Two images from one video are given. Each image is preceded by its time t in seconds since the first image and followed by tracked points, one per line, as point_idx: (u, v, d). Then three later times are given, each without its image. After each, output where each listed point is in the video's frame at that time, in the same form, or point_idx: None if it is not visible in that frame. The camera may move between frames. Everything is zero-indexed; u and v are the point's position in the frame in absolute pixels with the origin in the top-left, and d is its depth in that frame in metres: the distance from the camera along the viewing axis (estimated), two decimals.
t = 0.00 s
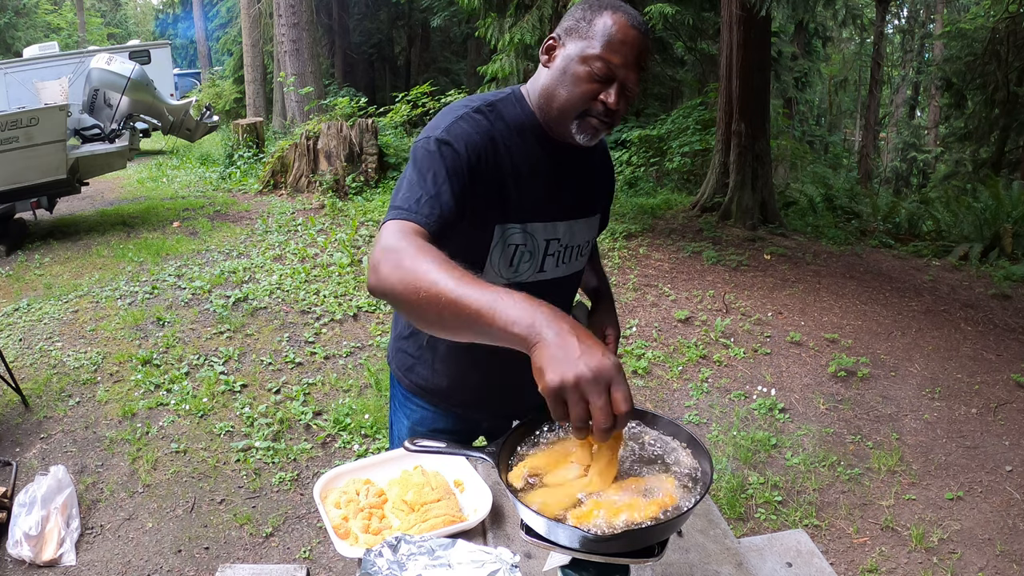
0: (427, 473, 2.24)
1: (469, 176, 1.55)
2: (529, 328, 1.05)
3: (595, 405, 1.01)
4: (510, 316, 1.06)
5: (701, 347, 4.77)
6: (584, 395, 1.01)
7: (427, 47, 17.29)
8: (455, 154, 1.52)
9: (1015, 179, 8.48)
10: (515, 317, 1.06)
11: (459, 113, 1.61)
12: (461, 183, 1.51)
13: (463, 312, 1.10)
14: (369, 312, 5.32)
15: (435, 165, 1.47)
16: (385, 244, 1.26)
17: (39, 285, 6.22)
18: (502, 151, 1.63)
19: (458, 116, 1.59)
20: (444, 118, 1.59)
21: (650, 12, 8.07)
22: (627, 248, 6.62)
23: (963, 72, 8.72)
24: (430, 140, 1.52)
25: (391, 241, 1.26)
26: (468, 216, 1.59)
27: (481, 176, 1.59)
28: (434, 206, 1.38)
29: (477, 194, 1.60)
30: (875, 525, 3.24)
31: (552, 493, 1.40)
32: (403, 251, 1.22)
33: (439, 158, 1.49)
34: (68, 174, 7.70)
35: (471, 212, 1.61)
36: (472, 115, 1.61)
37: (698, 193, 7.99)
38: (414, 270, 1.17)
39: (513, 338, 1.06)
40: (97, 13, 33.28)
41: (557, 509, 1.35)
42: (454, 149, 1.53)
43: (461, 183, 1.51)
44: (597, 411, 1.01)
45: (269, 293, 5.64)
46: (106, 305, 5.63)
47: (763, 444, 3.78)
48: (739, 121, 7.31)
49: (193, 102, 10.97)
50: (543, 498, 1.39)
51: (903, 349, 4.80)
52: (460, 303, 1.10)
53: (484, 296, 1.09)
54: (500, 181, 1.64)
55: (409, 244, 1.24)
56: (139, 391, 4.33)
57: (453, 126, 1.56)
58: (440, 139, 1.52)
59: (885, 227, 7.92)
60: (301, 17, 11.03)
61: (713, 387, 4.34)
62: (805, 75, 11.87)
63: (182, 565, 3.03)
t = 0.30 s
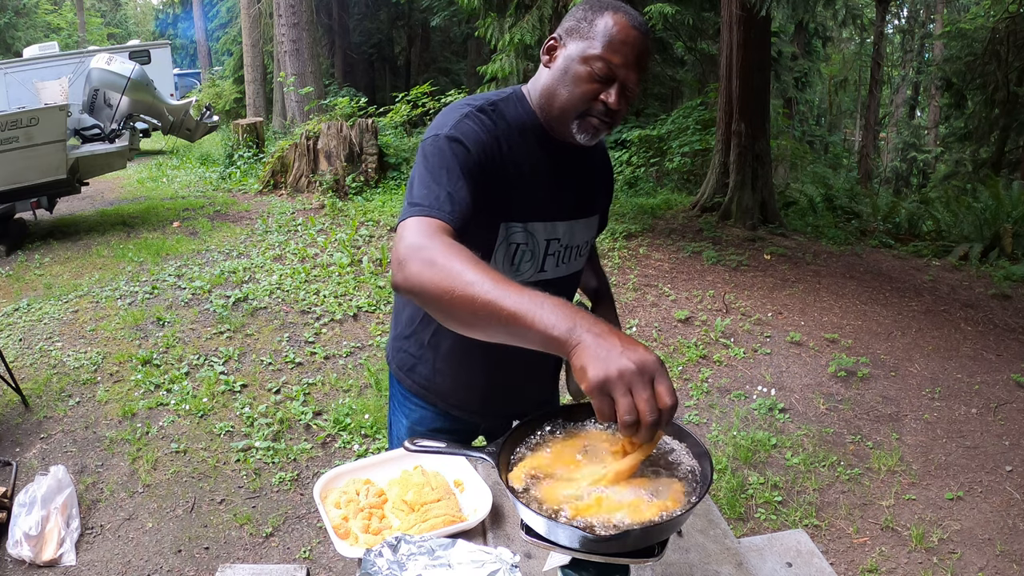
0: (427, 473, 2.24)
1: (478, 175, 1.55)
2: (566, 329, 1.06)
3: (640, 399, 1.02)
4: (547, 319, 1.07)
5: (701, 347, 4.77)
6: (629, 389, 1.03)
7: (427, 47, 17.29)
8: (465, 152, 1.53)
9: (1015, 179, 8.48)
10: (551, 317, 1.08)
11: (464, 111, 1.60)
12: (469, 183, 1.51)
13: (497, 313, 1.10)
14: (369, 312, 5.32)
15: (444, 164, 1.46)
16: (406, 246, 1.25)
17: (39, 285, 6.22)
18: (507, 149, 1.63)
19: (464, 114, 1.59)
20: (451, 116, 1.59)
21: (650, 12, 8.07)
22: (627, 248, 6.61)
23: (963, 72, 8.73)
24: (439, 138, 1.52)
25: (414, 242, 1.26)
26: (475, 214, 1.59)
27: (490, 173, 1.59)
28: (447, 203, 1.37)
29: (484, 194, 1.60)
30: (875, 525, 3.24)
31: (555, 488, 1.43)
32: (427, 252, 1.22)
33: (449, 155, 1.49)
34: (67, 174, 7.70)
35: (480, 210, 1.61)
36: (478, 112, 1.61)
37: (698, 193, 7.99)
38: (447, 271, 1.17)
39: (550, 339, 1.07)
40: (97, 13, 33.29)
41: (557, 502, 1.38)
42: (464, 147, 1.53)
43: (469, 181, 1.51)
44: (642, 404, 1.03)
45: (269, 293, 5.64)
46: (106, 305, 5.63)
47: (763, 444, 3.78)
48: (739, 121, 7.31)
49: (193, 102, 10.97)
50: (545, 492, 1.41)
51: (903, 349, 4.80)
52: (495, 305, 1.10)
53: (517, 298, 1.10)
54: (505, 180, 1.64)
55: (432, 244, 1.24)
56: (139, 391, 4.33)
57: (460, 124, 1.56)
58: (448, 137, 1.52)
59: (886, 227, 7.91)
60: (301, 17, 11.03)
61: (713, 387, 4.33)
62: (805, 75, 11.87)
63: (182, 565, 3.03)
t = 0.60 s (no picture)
0: (427, 473, 2.24)
1: (483, 175, 1.56)
2: (583, 339, 1.07)
3: (657, 408, 1.05)
4: (563, 327, 1.08)
5: (701, 347, 4.77)
6: (646, 399, 1.05)
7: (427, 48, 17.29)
8: (468, 151, 1.53)
9: (1015, 179, 8.48)
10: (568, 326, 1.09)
11: (467, 111, 1.60)
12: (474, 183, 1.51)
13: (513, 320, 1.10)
14: (368, 312, 5.32)
15: (450, 163, 1.46)
16: (414, 246, 1.24)
17: (38, 285, 6.22)
18: (510, 148, 1.63)
19: (467, 114, 1.59)
20: (455, 115, 1.59)
21: (650, 12, 8.07)
22: (627, 248, 6.61)
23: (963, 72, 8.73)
24: (444, 137, 1.52)
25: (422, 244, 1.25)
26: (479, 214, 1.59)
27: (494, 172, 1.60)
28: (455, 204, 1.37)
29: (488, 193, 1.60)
30: (875, 525, 3.24)
31: (557, 488, 1.43)
32: (436, 252, 1.21)
33: (455, 154, 1.49)
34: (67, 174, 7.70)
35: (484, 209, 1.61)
36: (481, 111, 1.61)
37: (699, 193, 7.99)
38: (460, 274, 1.16)
39: (568, 348, 1.07)
40: (97, 13, 33.28)
41: (559, 497, 1.40)
42: (468, 146, 1.53)
43: (473, 181, 1.51)
44: (659, 413, 1.06)
45: (269, 293, 5.64)
46: (106, 305, 5.63)
47: (763, 444, 3.78)
48: (739, 121, 7.31)
49: (193, 102, 10.97)
50: (548, 486, 1.44)
51: (903, 349, 4.80)
52: (511, 310, 1.10)
53: (534, 305, 1.10)
54: (508, 181, 1.64)
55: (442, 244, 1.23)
56: (139, 391, 4.33)
57: (463, 123, 1.56)
58: (453, 136, 1.52)
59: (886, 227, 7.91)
60: (301, 17, 11.03)
61: (713, 387, 4.33)
62: (805, 75, 11.86)
63: (182, 565, 3.03)
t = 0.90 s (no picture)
0: (427, 473, 2.24)
1: (475, 185, 1.55)
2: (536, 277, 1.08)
3: (618, 310, 1.01)
4: (517, 274, 1.09)
5: (701, 347, 4.77)
6: (605, 308, 1.02)
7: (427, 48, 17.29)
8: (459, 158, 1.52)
9: (1015, 179, 8.48)
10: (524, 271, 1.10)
11: (464, 115, 1.59)
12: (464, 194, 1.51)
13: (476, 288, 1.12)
14: (368, 312, 5.32)
15: (439, 175, 1.46)
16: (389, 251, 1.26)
17: (38, 285, 6.22)
18: (507, 153, 1.62)
19: (462, 120, 1.57)
20: (450, 121, 1.57)
21: (650, 12, 8.08)
22: (627, 248, 6.61)
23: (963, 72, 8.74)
24: (434, 147, 1.50)
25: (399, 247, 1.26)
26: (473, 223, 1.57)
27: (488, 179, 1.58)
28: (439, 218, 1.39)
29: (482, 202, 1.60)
30: (874, 525, 3.24)
31: (557, 485, 1.44)
32: (405, 256, 1.23)
33: (446, 167, 1.48)
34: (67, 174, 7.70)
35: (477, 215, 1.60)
36: (476, 115, 1.60)
37: (699, 193, 7.99)
38: (424, 269, 1.18)
39: (526, 292, 1.08)
40: (97, 13, 33.25)
41: (560, 496, 1.40)
42: (459, 156, 1.52)
43: (463, 190, 1.50)
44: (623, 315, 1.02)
45: (269, 293, 5.64)
46: (106, 305, 5.63)
47: (763, 444, 3.78)
48: (739, 121, 7.31)
49: (193, 102, 10.96)
50: (549, 485, 1.44)
51: (903, 349, 4.80)
52: (470, 282, 1.12)
53: (487, 267, 1.12)
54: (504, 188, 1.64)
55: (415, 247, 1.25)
56: (139, 391, 4.33)
57: (457, 130, 1.54)
58: (445, 146, 1.50)
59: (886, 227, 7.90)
60: (301, 17, 11.04)
61: (713, 387, 4.33)
62: (805, 75, 11.86)
63: (182, 565, 3.03)
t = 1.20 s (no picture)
0: (427, 473, 2.24)
1: (453, 201, 1.60)
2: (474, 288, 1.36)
3: (539, 309, 1.27)
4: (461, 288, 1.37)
5: (701, 347, 4.77)
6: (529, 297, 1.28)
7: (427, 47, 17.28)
8: (435, 177, 1.58)
9: (1015, 179, 8.47)
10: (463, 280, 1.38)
11: (447, 125, 1.60)
12: (438, 214, 1.60)
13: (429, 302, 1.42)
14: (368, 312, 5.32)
15: (409, 200, 1.57)
16: (359, 270, 1.53)
17: (38, 285, 6.22)
18: (493, 163, 1.63)
19: (443, 131, 1.60)
20: (430, 134, 1.61)
21: (650, 12, 8.08)
22: (627, 248, 6.61)
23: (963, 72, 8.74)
24: (410, 167, 1.57)
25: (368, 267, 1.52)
26: (449, 239, 1.64)
27: (467, 194, 1.61)
28: (405, 245, 1.57)
29: (465, 213, 1.63)
30: (875, 525, 3.24)
31: (557, 485, 1.44)
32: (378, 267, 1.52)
33: (417, 192, 1.57)
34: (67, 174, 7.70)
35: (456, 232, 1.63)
36: (462, 124, 1.60)
37: (698, 193, 7.99)
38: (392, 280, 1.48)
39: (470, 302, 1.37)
40: (96, 13, 33.21)
41: (560, 495, 1.41)
42: (434, 174, 1.58)
43: (434, 212, 1.59)
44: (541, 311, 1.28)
45: (269, 293, 5.64)
46: (106, 305, 5.63)
47: (763, 444, 3.78)
48: (739, 121, 7.31)
49: (193, 102, 10.96)
50: (549, 486, 1.44)
51: (903, 349, 4.80)
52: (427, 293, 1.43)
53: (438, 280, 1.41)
54: (488, 196, 1.64)
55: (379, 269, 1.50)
56: (139, 391, 4.33)
57: (435, 145, 1.58)
58: (419, 167, 1.57)
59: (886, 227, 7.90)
60: (301, 17, 11.03)
61: (713, 387, 4.34)
62: (805, 75, 11.86)
63: (182, 565, 3.03)
